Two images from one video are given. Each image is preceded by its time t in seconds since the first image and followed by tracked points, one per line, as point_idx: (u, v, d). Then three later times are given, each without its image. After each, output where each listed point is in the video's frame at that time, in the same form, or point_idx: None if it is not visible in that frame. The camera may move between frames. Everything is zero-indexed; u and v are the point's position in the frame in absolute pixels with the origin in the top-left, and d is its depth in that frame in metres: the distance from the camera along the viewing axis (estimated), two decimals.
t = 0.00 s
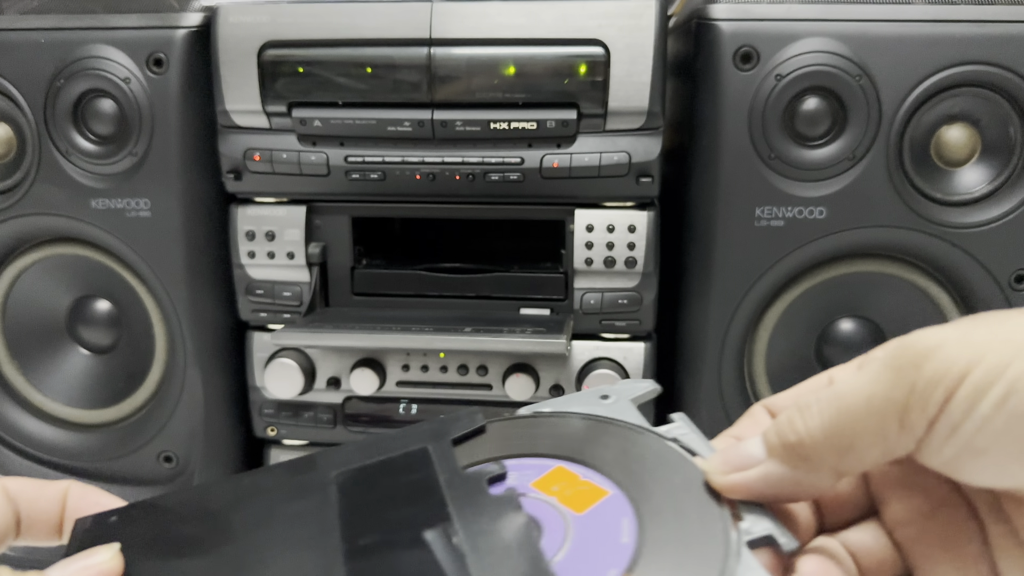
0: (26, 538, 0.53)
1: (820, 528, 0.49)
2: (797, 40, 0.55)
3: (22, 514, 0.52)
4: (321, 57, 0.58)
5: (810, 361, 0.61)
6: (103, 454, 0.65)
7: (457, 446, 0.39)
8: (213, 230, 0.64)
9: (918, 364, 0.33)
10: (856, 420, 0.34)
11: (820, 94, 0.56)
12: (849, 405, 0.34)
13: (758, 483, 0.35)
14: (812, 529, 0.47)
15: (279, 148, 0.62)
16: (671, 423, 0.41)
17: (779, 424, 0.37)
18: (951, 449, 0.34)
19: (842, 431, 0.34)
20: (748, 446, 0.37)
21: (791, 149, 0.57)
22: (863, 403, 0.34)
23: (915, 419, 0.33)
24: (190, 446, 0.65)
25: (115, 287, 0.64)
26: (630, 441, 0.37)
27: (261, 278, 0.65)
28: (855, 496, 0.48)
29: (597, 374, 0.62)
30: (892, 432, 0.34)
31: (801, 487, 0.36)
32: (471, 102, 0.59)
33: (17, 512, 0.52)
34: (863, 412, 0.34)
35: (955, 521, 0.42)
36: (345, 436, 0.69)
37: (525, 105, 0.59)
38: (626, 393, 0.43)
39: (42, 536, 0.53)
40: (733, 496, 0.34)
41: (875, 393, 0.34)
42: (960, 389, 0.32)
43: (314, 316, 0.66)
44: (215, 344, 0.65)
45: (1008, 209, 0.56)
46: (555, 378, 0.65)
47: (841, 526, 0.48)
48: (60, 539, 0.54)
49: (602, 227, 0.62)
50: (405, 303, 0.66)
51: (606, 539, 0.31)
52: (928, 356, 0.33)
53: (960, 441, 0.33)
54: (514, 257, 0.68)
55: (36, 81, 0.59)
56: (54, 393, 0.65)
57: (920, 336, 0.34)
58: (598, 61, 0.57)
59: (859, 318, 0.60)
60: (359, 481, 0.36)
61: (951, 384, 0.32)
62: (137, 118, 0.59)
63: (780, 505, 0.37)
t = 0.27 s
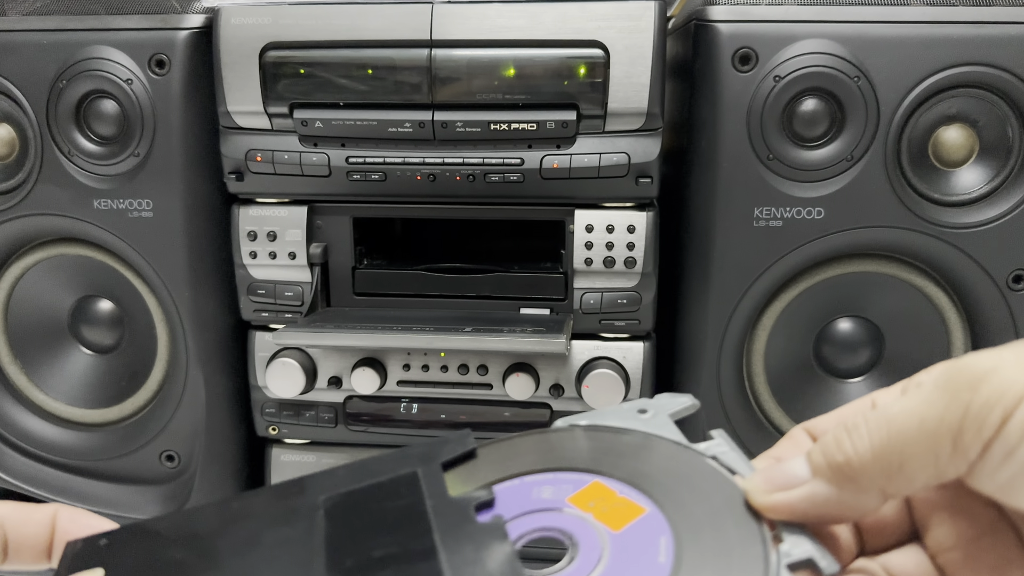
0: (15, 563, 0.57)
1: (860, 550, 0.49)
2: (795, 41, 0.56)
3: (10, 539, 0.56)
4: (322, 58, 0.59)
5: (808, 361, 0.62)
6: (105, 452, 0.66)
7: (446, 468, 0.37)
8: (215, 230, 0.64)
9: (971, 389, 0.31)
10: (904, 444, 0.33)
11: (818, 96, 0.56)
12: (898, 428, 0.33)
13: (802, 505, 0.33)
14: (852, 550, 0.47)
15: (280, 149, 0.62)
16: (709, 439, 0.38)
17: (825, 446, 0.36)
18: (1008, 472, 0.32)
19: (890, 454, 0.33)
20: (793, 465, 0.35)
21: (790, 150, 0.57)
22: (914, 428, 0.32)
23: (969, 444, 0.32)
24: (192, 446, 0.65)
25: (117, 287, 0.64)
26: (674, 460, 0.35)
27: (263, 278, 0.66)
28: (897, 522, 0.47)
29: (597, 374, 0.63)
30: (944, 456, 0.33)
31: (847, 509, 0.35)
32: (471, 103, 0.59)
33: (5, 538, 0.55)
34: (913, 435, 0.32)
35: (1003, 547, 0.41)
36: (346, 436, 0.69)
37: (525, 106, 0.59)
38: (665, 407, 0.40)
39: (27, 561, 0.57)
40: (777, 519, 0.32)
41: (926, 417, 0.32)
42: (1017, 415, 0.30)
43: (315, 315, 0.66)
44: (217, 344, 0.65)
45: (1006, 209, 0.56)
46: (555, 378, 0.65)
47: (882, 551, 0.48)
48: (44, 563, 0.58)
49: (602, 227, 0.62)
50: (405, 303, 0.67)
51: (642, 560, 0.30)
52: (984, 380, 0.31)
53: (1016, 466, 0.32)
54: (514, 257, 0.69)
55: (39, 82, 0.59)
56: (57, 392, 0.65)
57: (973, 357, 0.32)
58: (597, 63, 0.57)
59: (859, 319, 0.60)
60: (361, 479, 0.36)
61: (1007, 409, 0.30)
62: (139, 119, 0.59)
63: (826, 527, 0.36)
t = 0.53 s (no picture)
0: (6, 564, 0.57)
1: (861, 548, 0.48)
2: (794, 42, 0.56)
3: None
4: (323, 59, 0.59)
5: (808, 361, 0.62)
6: (106, 452, 0.66)
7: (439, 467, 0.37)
8: (216, 230, 0.64)
9: (972, 387, 0.32)
10: (905, 442, 0.33)
11: (817, 96, 0.56)
12: (898, 427, 0.33)
13: (799, 500, 0.34)
14: (852, 547, 0.47)
15: (281, 149, 0.62)
16: (703, 435, 0.38)
17: (823, 441, 0.36)
18: (1002, 468, 0.33)
19: (890, 452, 0.33)
20: (789, 460, 0.36)
21: (789, 150, 0.58)
22: (915, 426, 0.33)
23: (968, 442, 0.32)
24: (193, 445, 0.65)
25: (118, 287, 0.64)
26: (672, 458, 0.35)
27: (263, 278, 0.66)
28: (899, 518, 0.46)
29: (596, 374, 0.63)
30: (943, 454, 0.33)
31: (842, 505, 0.35)
32: (471, 103, 0.59)
33: None
34: (913, 433, 0.33)
35: (1005, 544, 0.41)
36: (346, 435, 0.70)
37: (525, 106, 0.59)
38: (658, 403, 0.40)
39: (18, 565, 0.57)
40: (775, 514, 0.33)
41: (927, 415, 0.33)
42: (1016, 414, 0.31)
43: (315, 315, 0.66)
44: (217, 344, 0.65)
45: (1005, 209, 0.56)
46: (555, 378, 0.65)
47: (882, 547, 0.47)
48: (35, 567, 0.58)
49: (602, 228, 0.62)
50: (406, 303, 0.67)
51: (637, 556, 0.30)
52: (985, 379, 0.31)
53: (1014, 464, 0.33)
54: (514, 257, 0.69)
55: (40, 82, 0.59)
56: (58, 392, 0.65)
57: (973, 356, 0.33)
58: (597, 63, 0.57)
59: (857, 318, 0.60)
60: (361, 479, 0.36)
61: (1007, 408, 0.31)
62: (140, 120, 0.59)
63: (820, 521, 0.36)
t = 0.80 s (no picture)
0: None
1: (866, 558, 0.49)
2: (794, 42, 0.56)
3: None
4: (323, 59, 0.59)
5: (808, 361, 0.62)
6: (106, 452, 0.66)
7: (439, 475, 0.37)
8: (216, 229, 0.64)
9: (971, 407, 0.33)
10: (907, 462, 0.34)
11: (817, 96, 0.56)
12: (897, 446, 0.34)
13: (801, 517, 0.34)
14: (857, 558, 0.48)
15: (281, 149, 0.62)
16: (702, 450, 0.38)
17: (819, 460, 0.36)
18: (998, 483, 0.35)
19: (891, 473, 0.34)
20: (789, 476, 0.36)
21: (789, 150, 0.58)
22: (915, 446, 0.33)
23: (968, 460, 0.34)
24: (193, 445, 0.65)
25: (118, 287, 0.64)
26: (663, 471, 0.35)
27: (263, 278, 0.66)
28: (898, 528, 0.48)
29: (596, 373, 0.63)
30: (943, 473, 0.34)
31: (840, 520, 0.36)
32: (471, 103, 0.59)
33: None
34: (917, 454, 0.33)
35: (1004, 552, 0.43)
36: (346, 435, 0.70)
37: (525, 107, 0.59)
38: (658, 415, 0.40)
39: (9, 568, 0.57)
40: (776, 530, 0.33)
41: (927, 434, 0.33)
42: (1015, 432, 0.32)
43: (315, 315, 0.66)
44: (218, 344, 0.65)
45: (1005, 209, 0.56)
46: (555, 378, 0.65)
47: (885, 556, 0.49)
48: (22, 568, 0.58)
49: (602, 227, 0.62)
50: (406, 303, 0.67)
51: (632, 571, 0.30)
52: (984, 400, 0.33)
53: (1009, 478, 0.34)
54: (514, 257, 0.69)
55: (40, 82, 0.59)
56: (58, 392, 0.65)
57: (969, 377, 0.34)
58: (597, 63, 0.57)
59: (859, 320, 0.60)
60: (362, 483, 0.37)
61: (1006, 426, 0.32)
62: (141, 120, 0.60)
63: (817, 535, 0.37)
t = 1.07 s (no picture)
0: None
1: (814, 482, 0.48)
2: (794, 42, 0.56)
3: None
4: (324, 59, 0.59)
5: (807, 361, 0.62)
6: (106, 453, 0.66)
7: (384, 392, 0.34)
8: (216, 229, 0.64)
9: (881, 337, 0.32)
10: (825, 386, 0.33)
11: (817, 96, 0.56)
12: (819, 375, 0.33)
13: (731, 440, 0.34)
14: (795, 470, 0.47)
15: (281, 149, 0.62)
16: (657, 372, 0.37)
17: (754, 387, 0.35)
18: (912, 419, 0.33)
19: (813, 399, 0.33)
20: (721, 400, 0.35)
21: (790, 151, 0.58)
22: (833, 372, 0.33)
23: (877, 390, 0.32)
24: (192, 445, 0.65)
25: (118, 287, 0.64)
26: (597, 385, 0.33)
27: (264, 278, 0.66)
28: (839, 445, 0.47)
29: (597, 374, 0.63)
30: (855, 402, 0.33)
31: (764, 443, 0.35)
32: (472, 104, 0.59)
33: None
34: (831, 380, 0.33)
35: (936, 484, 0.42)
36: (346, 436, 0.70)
37: (525, 107, 0.59)
38: (615, 338, 0.38)
39: None
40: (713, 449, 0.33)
41: (843, 362, 0.33)
42: (916, 368, 0.31)
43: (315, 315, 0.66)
44: (218, 344, 0.65)
45: (1005, 209, 0.56)
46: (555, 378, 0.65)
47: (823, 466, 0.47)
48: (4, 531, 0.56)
49: (602, 227, 0.62)
50: (406, 303, 0.67)
51: (585, 480, 0.28)
52: (892, 330, 0.31)
53: (915, 409, 0.32)
54: (514, 258, 0.69)
55: (40, 82, 0.59)
56: (58, 392, 0.65)
57: (885, 309, 0.32)
58: (597, 63, 0.57)
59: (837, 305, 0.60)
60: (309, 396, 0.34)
61: (910, 360, 0.31)
62: (141, 119, 0.60)
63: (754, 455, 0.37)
